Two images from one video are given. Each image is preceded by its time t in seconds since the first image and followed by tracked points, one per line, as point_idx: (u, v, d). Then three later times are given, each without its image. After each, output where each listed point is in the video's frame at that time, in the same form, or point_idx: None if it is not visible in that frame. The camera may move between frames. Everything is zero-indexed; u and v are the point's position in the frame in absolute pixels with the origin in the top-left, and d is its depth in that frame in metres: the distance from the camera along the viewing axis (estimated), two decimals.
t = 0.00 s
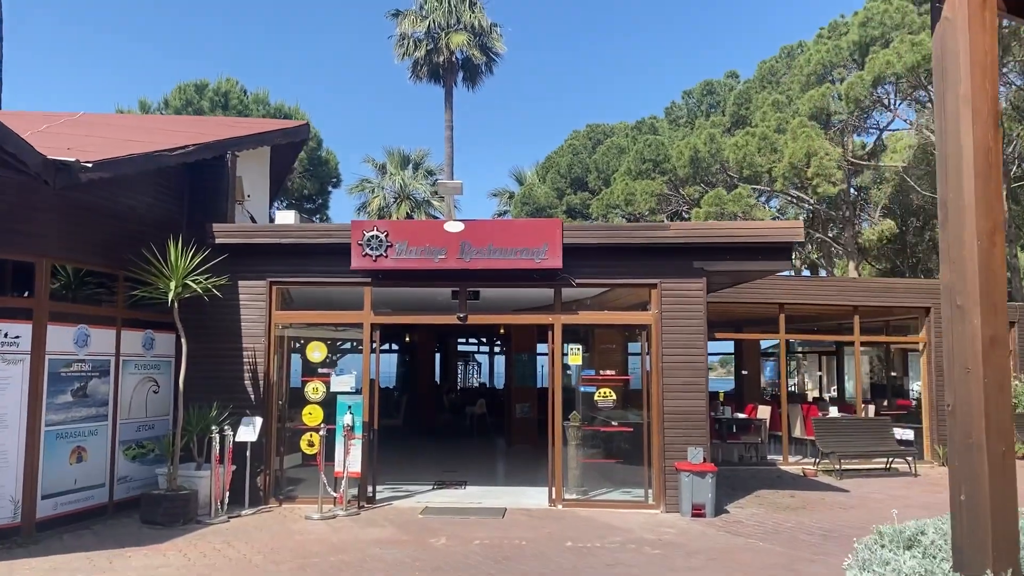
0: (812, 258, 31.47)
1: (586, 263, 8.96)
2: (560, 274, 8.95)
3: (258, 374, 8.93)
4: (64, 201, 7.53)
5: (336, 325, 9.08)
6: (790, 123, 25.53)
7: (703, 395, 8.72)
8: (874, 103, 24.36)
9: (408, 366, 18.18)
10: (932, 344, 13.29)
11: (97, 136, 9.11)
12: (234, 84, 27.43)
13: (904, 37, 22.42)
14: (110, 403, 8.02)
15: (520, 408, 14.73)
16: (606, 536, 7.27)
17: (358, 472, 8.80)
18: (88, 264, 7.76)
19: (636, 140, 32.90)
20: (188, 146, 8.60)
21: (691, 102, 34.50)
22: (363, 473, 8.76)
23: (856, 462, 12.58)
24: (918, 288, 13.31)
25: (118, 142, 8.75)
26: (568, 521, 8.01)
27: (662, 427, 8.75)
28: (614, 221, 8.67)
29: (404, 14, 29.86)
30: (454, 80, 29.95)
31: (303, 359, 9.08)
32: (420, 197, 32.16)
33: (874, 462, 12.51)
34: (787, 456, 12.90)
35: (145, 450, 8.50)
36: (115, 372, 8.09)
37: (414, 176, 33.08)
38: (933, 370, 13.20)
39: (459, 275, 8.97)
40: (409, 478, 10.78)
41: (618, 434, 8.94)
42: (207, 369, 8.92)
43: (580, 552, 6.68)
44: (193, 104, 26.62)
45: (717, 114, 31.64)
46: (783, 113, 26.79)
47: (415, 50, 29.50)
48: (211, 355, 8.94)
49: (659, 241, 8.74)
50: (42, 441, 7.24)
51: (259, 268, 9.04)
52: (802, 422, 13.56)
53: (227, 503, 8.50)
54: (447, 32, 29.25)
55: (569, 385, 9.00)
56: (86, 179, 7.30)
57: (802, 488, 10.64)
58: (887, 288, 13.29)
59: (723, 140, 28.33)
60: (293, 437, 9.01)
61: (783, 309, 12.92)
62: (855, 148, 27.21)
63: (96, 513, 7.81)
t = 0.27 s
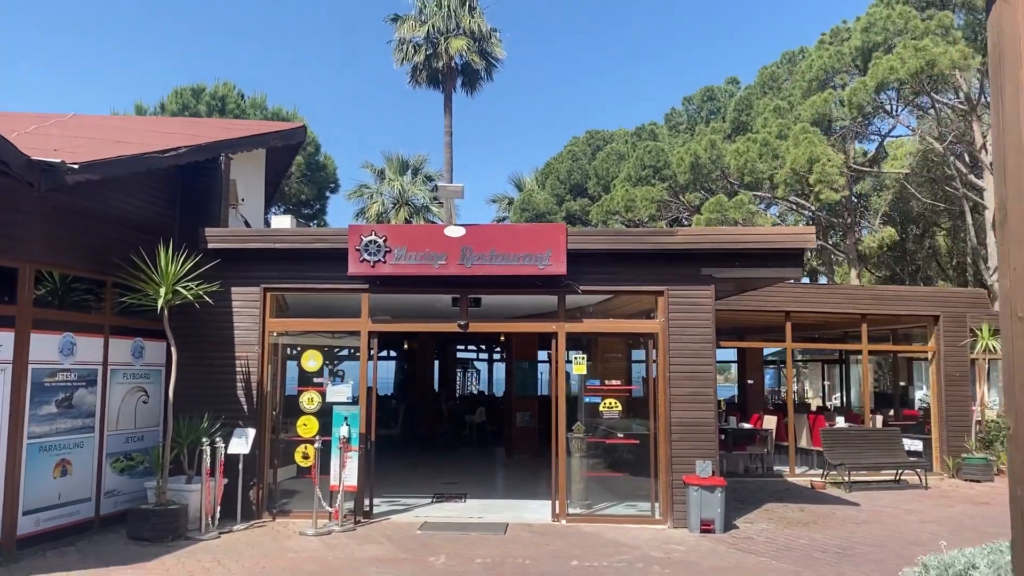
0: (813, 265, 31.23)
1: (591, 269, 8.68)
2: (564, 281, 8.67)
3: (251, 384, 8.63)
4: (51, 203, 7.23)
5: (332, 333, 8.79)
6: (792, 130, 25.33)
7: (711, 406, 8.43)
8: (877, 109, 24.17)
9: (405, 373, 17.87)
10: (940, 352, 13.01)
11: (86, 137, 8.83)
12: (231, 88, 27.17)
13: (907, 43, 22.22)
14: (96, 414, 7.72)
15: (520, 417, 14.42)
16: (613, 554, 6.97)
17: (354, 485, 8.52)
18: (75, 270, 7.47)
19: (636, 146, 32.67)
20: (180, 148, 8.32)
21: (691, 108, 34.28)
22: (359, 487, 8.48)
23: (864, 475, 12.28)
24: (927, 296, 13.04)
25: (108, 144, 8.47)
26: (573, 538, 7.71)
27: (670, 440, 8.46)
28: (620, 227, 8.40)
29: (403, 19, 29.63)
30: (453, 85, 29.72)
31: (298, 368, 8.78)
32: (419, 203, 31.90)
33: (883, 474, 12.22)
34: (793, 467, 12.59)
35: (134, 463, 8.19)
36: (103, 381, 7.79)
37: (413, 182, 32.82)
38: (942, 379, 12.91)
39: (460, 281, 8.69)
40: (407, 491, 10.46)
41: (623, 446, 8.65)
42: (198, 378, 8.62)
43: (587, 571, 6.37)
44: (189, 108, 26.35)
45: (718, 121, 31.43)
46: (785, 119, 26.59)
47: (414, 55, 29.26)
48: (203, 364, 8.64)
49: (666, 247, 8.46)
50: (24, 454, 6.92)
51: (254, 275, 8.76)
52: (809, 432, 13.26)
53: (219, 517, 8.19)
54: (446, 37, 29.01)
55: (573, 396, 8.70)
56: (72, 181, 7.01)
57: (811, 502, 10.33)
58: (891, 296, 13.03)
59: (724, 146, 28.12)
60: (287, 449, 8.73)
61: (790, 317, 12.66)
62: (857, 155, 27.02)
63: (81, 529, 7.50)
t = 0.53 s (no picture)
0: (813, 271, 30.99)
1: (594, 273, 8.40)
2: (567, 285, 8.38)
3: (242, 392, 8.32)
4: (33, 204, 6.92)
5: (326, 339, 8.48)
6: (793, 135, 25.11)
7: (719, 415, 8.14)
8: (878, 114, 23.95)
9: (402, 379, 17.56)
10: (949, 360, 12.71)
11: (72, 136, 8.53)
12: (227, 91, 26.90)
13: (909, 47, 22.01)
14: (80, 423, 7.40)
15: (520, 425, 14.12)
16: (620, 571, 6.67)
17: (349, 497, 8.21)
18: (59, 273, 7.16)
19: (635, 151, 32.45)
20: (170, 147, 8.03)
21: (691, 113, 34.08)
22: (354, 499, 8.17)
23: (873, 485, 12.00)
24: (936, 302, 12.77)
25: (95, 142, 8.17)
26: (577, 553, 7.40)
27: (676, 451, 8.17)
28: (625, 229, 8.12)
29: (401, 22, 29.38)
30: (452, 90, 29.49)
31: (291, 376, 8.48)
32: (417, 208, 31.64)
33: (891, 485, 11.93)
34: (800, 477, 12.29)
35: (119, 474, 7.88)
36: (87, 389, 7.47)
37: (410, 187, 32.57)
38: (951, 386, 12.62)
39: (459, 285, 8.40)
40: (404, 502, 10.16)
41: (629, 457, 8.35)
42: (188, 385, 8.32)
43: None
44: (184, 110, 26.07)
45: (718, 126, 31.23)
46: (786, 124, 26.38)
47: (412, 59, 29.00)
48: (193, 371, 8.33)
49: (673, 251, 8.18)
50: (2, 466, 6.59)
51: (246, 278, 8.46)
52: (816, 441, 12.92)
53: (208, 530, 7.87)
54: (444, 41, 28.76)
55: (576, 405, 8.40)
56: (55, 180, 6.70)
57: (821, 514, 10.02)
58: (903, 301, 12.68)
59: (724, 152, 27.89)
60: (279, 460, 8.42)
61: (796, 323, 12.39)
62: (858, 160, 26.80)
63: (63, 543, 7.18)
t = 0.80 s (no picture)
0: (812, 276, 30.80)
1: (596, 274, 8.14)
2: (568, 286, 8.12)
3: (231, 395, 8.04)
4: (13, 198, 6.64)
5: (319, 342, 8.20)
6: (793, 138, 24.92)
7: (724, 421, 7.88)
8: (878, 118, 23.78)
9: (398, 383, 17.28)
10: (955, 365, 12.52)
11: (56, 130, 8.25)
12: (221, 91, 26.63)
13: (910, 50, 21.82)
14: (61, 428, 7.11)
15: (517, 431, 13.85)
16: None
17: (341, 505, 7.93)
18: (40, 270, 6.88)
19: (633, 155, 32.25)
20: (158, 141, 7.77)
21: (689, 116, 33.92)
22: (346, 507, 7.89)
23: (877, 494, 11.74)
24: (942, 306, 12.54)
25: (80, 137, 7.90)
26: (578, 564, 7.12)
27: (679, 457, 7.90)
28: (628, 229, 7.87)
29: (398, 23, 29.14)
30: (449, 92, 29.26)
31: (282, 379, 8.20)
32: (413, 211, 31.39)
33: (896, 493, 11.67)
34: (802, 485, 12.04)
35: (102, 480, 7.58)
36: (69, 392, 7.19)
37: (406, 190, 32.32)
38: (957, 393, 12.40)
39: (456, 286, 8.13)
40: (398, 509, 9.88)
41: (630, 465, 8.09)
42: (175, 388, 8.03)
43: None
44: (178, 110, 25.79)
45: (716, 130, 31.06)
46: (785, 128, 26.20)
47: (408, 61, 28.74)
48: (181, 374, 8.05)
49: (678, 251, 7.92)
50: None
51: (236, 278, 8.19)
52: (819, 446, 12.65)
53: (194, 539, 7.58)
54: (441, 42, 28.51)
55: (577, 410, 8.12)
56: (37, 173, 6.43)
57: (827, 523, 9.76)
58: (907, 305, 12.49)
59: (723, 155, 27.70)
60: (269, 466, 8.14)
61: (799, 327, 12.14)
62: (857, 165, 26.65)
63: (42, 553, 6.88)
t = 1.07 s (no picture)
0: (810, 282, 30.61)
1: (597, 275, 7.88)
2: (568, 287, 7.86)
3: (219, 398, 7.75)
4: None
5: (311, 344, 7.92)
6: (792, 142, 24.76)
7: (730, 427, 7.62)
8: (878, 122, 23.61)
9: (392, 388, 17.00)
10: (960, 371, 12.27)
11: (40, 123, 7.97)
12: (216, 92, 26.36)
13: (910, 54, 21.66)
14: (40, 432, 6.82)
15: (513, 436, 13.56)
16: None
17: (331, 513, 7.64)
18: (19, 267, 6.59)
19: (630, 159, 32.06)
20: (144, 135, 7.50)
21: (687, 120, 33.76)
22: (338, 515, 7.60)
23: (882, 502, 11.48)
24: (947, 311, 12.32)
25: (64, 129, 7.62)
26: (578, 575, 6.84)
27: (683, 465, 7.63)
28: (631, 228, 7.62)
29: (395, 25, 28.91)
30: (445, 94, 29.03)
31: (272, 382, 7.92)
32: (408, 214, 31.14)
33: (901, 501, 11.42)
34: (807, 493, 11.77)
35: (83, 486, 7.29)
36: (48, 395, 6.90)
37: (402, 193, 32.07)
38: (962, 399, 12.16)
39: (452, 286, 7.86)
40: (392, 517, 9.59)
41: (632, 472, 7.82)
42: (161, 391, 7.74)
43: None
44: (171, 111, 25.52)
45: (714, 134, 30.90)
46: (783, 132, 26.03)
47: (404, 63, 28.50)
48: (167, 376, 7.76)
49: (681, 251, 7.67)
50: None
51: (225, 277, 7.91)
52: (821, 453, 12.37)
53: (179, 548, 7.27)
54: (438, 44, 28.29)
55: (577, 415, 7.85)
56: (16, 165, 6.15)
57: (832, 532, 9.50)
58: (912, 310, 12.26)
59: (720, 159, 27.53)
60: (258, 472, 7.86)
61: (802, 331, 11.90)
62: (855, 170, 26.50)
63: (18, 562, 6.57)
